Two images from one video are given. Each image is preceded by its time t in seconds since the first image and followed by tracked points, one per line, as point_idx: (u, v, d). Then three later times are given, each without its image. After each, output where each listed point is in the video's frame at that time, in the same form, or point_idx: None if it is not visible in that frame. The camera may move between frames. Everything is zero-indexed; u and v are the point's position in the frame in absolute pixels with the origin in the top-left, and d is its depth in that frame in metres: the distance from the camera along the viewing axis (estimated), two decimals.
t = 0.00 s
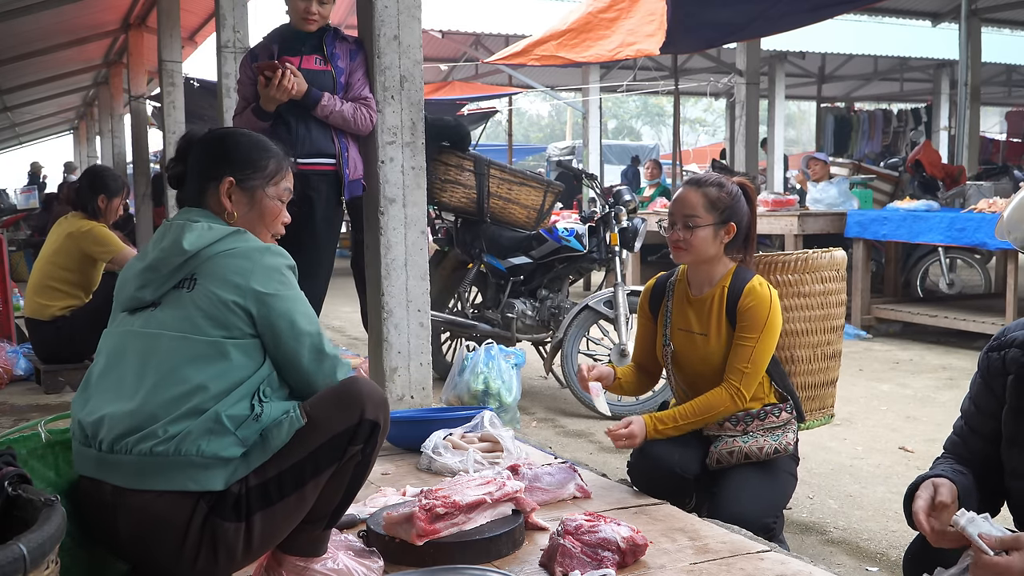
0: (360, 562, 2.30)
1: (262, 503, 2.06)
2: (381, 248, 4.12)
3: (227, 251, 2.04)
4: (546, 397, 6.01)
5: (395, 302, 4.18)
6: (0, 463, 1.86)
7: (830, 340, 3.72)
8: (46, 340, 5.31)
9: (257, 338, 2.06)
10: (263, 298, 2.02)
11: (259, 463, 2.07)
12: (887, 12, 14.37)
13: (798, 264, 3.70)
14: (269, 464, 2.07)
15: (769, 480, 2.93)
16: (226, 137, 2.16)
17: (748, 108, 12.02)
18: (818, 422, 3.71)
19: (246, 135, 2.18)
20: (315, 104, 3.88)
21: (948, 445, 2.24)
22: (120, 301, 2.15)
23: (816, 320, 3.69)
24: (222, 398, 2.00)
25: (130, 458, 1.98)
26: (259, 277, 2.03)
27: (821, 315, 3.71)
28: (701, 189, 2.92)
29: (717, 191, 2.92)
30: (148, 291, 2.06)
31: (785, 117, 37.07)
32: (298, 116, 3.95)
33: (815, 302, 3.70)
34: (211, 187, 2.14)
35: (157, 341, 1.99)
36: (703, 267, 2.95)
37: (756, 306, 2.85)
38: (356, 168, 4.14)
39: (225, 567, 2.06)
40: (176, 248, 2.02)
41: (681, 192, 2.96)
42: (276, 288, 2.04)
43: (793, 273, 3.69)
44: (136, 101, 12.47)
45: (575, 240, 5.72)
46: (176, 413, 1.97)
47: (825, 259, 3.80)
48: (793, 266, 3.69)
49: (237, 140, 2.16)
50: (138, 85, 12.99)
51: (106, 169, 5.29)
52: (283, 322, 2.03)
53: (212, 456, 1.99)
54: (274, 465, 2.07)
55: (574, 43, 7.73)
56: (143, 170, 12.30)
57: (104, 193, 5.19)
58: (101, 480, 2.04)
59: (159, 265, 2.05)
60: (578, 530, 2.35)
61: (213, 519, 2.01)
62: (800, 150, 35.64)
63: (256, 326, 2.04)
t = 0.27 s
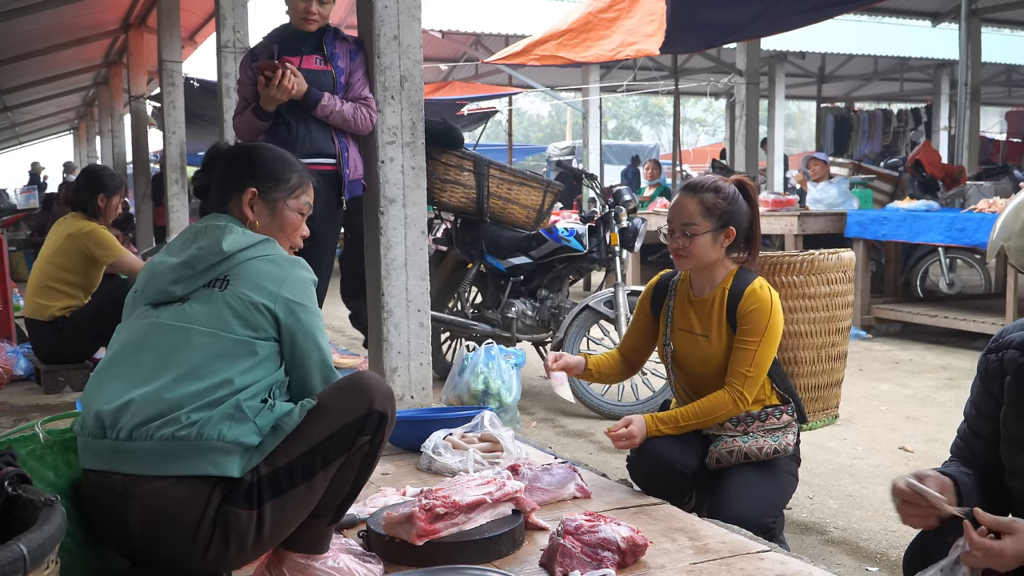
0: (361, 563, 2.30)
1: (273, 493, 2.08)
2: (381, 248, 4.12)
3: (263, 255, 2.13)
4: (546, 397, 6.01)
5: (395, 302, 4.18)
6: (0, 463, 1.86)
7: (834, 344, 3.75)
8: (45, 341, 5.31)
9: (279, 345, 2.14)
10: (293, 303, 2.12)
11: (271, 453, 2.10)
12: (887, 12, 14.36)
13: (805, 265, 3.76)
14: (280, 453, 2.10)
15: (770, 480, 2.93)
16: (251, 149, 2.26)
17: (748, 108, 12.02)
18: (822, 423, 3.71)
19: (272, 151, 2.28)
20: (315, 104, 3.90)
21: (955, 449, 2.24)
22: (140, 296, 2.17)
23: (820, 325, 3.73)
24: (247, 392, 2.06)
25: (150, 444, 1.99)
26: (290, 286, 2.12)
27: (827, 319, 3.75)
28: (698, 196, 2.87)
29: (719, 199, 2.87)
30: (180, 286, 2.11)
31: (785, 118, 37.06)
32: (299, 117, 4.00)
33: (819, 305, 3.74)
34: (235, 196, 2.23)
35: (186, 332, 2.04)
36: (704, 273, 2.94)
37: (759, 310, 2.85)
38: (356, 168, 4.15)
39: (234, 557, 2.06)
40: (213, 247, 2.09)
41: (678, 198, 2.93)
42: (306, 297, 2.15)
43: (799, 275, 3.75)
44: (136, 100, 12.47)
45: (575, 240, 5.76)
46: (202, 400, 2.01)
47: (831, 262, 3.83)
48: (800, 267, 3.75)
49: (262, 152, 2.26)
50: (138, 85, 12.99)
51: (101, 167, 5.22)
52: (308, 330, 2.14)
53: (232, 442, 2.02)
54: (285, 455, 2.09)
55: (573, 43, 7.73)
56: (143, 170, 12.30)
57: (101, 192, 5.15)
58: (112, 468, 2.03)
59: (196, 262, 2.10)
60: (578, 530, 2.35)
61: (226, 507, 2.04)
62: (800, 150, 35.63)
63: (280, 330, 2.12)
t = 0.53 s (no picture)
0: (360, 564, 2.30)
1: (279, 486, 2.08)
2: (381, 249, 4.11)
3: (273, 255, 2.16)
4: (546, 397, 6.01)
5: (395, 302, 4.18)
6: (1, 462, 1.86)
7: (833, 339, 3.26)
8: (46, 340, 5.32)
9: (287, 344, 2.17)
10: (303, 303, 2.16)
11: (278, 446, 2.10)
12: (887, 12, 14.36)
13: (790, 261, 3.18)
14: (286, 447, 2.10)
15: (770, 480, 2.92)
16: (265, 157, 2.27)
17: (748, 108, 12.02)
18: (825, 418, 3.28)
19: (287, 161, 2.30)
20: (315, 104, 3.90)
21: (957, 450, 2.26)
22: (148, 295, 2.18)
23: (818, 320, 3.20)
24: (257, 386, 2.08)
25: (160, 436, 1.99)
26: (300, 286, 2.16)
27: (823, 312, 3.22)
28: (668, 200, 2.88)
29: (692, 202, 2.87)
30: (190, 282, 2.11)
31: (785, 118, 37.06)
32: (300, 117, 4.01)
33: (811, 300, 3.19)
34: (245, 198, 2.23)
35: (198, 327, 2.06)
36: (682, 275, 2.95)
37: (726, 310, 2.79)
38: (356, 168, 4.15)
39: (239, 550, 2.06)
40: (225, 244, 2.11)
41: (651, 203, 2.94)
42: (314, 298, 2.19)
43: (784, 273, 3.18)
44: (136, 100, 12.46)
45: (576, 239, 5.84)
46: (214, 393, 2.02)
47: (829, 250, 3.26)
48: (787, 264, 3.18)
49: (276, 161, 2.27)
50: (137, 85, 12.98)
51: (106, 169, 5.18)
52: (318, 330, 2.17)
53: (243, 433, 2.03)
54: (291, 448, 2.10)
55: (573, 43, 7.73)
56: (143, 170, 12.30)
57: (110, 194, 5.17)
58: (120, 462, 2.02)
59: (206, 258, 2.12)
60: (578, 530, 2.35)
61: (233, 499, 2.03)
62: (800, 150, 35.62)
63: (289, 329, 2.15)
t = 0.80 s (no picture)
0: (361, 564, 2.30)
1: (277, 485, 2.08)
2: (381, 248, 4.12)
3: (266, 253, 2.16)
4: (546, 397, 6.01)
5: (395, 302, 4.18)
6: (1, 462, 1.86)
7: (815, 324, 2.88)
8: (47, 340, 5.32)
9: (283, 344, 2.18)
10: (297, 301, 2.16)
11: (275, 446, 2.11)
12: (887, 12, 14.36)
13: (742, 258, 2.84)
14: (284, 446, 2.11)
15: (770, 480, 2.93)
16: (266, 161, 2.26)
17: (748, 108, 12.02)
18: (826, 394, 2.97)
19: (287, 166, 2.29)
20: (315, 104, 3.90)
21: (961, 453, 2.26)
22: (145, 296, 2.18)
23: (790, 311, 2.85)
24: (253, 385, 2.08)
25: (157, 435, 1.99)
26: (295, 285, 2.16)
27: (796, 302, 2.84)
28: (619, 209, 2.84)
29: (643, 211, 2.83)
30: (185, 282, 2.12)
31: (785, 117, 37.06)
32: (299, 117, 4.01)
33: (776, 293, 2.83)
34: (246, 199, 2.23)
35: (193, 326, 2.06)
36: (636, 285, 2.91)
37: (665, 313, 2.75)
38: (356, 168, 4.15)
39: (238, 549, 2.06)
40: (219, 244, 2.11)
41: (603, 212, 2.90)
42: (308, 297, 2.19)
43: (738, 271, 2.86)
44: (136, 100, 12.46)
45: (576, 240, 5.87)
46: (210, 392, 2.03)
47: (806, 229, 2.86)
48: (740, 261, 2.85)
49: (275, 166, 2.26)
50: (138, 85, 12.99)
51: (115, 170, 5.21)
52: (314, 329, 2.18)
53: (240, 432, 2.04)
54: (289, 447, 2.10)
55: (574, 43, 7.73)
56: (143, 170, 12.30)
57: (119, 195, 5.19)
58: (117, 462, 2.02)
59: (201, 259, 2.12)
60: (578, 530, 2.35)
61: (230, 499, 2.04)
62: (800, 150, 35.63)
63: (284, 329, 2.15)
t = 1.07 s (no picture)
0: (361, 564, 2.30)
1: (278, 486, 2.08)
2: (381, 248, 4.12)
3: (267, 253, 2.16)
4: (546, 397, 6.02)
5: (395, 302, 4.18)
6: (0, 463, 1.86)
7: (808, 320, 2.84)
8: (47, 340, 5.32)
9: (284, 344, 2.18)
10: (298, 301, 2.16)
11: (276, 445, 2.11)
12: (887, 12, 14.37)
13: (728, 255, 2.84)
14: (284, 446, 2.11)
15: (765, 482, 2.93)
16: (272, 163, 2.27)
17: (748, 108, 12.02)
18: (823, 390, 2.94)
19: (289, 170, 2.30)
20: (315, 104, 3.90)
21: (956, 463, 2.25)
22: (146, 295, 2.18)
23: (781, 307, 2.82)
24: (254, 385, 2.08)
25: (159, 434, 1.99)
26: (296, 286, 2.17)
27: (789, 297, 2.81)
28: (597, 215, 2.83)
29: (624, 216, 2.82)
30: (187, 282, 2.12)
31: (785, 117, 37.06)
32: (299, 117, 4.01)
33: (766, 289, 2.81)
34: (255, 201, 2.24)
35: (195, 325, 2.06)
36: (623, 288, 2.90)
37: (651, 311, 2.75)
38: (356, 168, 4.15)
39: (239, 550, 2.06)
40: (222, 244, 2.11)
41: (585, 219, 2.89)
42: (309, 297, 2.19)
43: (726, 268, 2.86)
44: (136, 100, 12.46)
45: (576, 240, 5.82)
46: (212, 391, 2.02)
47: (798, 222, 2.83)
48: (727, 258, 2.84)
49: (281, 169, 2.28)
50: (138, 85, 12.99)
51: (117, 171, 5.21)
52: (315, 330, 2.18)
53: (242, 431, 2.04)
54: (289, 447, 2.10)
55: (574, 43, 7.67)
56: (143, 170, 12.29)
57: (119, 196, 5.18)
58: (118, 462, 2.02)
59: (203, 258, 2.12)
60: (578, 530, 2.35)
61: (231, 499, 2.04)
62: (800, 150, 35.61)
63: (285, 329, 2.16)
